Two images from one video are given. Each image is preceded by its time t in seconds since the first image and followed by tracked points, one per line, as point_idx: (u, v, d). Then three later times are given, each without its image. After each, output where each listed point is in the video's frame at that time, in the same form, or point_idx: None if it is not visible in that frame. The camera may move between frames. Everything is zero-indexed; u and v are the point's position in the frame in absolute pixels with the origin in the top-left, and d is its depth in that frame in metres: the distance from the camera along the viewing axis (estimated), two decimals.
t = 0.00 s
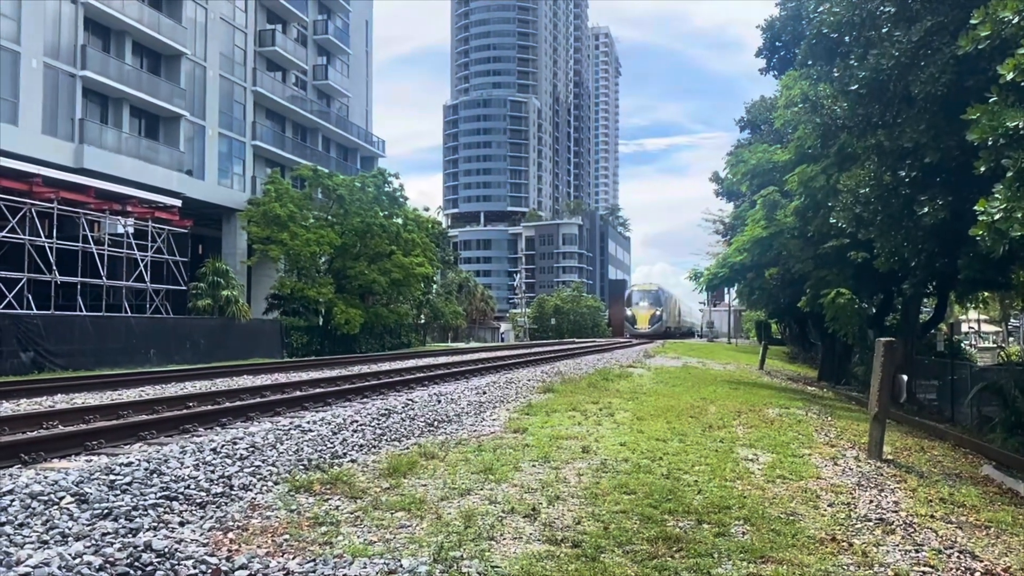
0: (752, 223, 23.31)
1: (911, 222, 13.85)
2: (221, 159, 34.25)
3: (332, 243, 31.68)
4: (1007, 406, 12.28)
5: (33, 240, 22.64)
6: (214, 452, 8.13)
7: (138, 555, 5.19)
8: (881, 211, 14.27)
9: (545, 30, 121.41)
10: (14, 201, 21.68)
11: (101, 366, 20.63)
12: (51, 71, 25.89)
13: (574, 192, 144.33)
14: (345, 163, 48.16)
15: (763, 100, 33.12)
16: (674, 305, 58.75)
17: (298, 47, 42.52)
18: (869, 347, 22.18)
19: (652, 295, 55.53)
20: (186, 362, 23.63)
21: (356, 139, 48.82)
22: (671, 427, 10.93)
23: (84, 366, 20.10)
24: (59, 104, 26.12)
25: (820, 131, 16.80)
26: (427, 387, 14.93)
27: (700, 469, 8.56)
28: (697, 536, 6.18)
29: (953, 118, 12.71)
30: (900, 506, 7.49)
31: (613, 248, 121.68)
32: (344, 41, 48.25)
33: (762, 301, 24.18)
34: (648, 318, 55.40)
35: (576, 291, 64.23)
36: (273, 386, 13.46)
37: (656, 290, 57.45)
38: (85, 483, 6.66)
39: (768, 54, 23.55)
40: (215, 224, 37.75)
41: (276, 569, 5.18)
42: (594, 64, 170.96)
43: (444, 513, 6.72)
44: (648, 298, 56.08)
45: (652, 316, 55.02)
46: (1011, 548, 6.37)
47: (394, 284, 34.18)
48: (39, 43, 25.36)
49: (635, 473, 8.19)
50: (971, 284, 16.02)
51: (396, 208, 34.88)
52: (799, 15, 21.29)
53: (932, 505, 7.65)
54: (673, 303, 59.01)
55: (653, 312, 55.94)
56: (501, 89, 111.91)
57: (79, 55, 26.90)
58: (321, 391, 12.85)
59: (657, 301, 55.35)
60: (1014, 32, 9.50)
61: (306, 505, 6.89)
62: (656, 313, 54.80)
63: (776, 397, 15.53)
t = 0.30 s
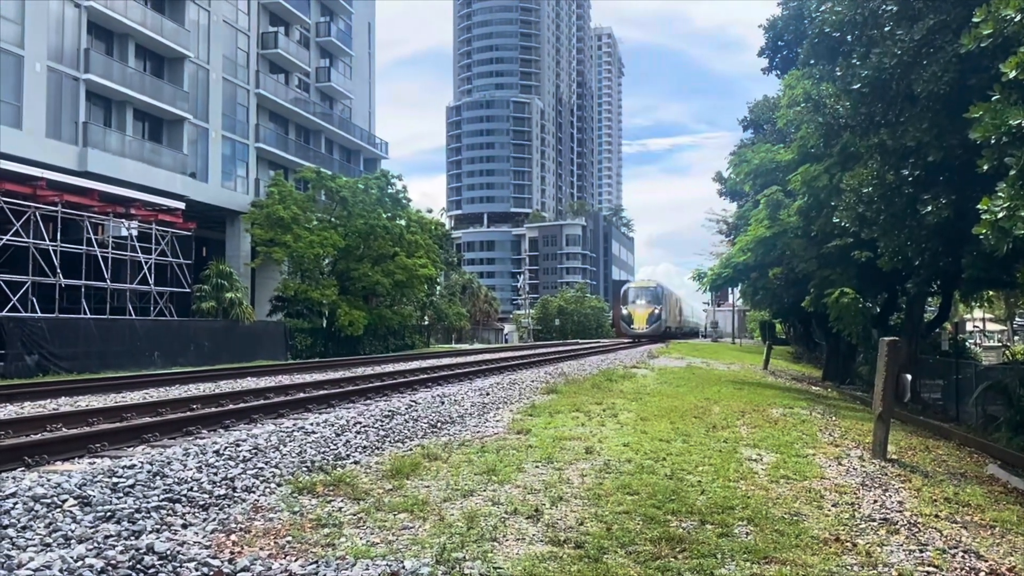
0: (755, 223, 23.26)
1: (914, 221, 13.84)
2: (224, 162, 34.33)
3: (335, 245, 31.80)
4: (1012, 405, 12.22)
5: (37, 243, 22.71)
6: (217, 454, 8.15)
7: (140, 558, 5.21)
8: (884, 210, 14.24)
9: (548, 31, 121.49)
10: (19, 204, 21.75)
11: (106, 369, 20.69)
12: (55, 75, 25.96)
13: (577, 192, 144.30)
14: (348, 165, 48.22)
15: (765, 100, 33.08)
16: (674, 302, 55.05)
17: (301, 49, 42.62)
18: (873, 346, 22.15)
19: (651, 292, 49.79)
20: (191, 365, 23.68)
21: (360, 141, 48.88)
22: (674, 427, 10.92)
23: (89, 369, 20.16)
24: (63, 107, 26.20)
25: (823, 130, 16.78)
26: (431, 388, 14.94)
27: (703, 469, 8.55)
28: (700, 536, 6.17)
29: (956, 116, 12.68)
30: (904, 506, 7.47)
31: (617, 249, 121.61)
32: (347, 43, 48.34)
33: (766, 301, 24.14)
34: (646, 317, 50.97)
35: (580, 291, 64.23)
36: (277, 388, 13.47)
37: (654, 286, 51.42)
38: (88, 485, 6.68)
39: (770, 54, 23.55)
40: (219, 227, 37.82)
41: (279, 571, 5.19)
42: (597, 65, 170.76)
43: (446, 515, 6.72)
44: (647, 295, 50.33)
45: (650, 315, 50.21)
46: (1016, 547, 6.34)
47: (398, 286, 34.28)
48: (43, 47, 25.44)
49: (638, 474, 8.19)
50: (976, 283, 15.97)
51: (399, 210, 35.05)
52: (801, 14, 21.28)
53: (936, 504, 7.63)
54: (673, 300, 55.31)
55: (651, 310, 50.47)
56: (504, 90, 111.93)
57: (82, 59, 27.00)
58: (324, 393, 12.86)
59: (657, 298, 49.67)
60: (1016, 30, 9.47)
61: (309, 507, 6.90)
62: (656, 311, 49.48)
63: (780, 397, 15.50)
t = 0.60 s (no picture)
0: (760, 223, 23.22)
1: (918, 221, 13.83)
2: (229, 165, 34.42)
3: (340, 247, 31.89)
4: (1019, 406, 12.19)
5: (43, 247, 22.77)
6: (224, 457, 8.18)
7: (148, 561, 5.23)
8: (889, 211, 14.22)
9: (551, 33, 121.58)
10: (25, 208, 21.83)
11: (112, 372, 20.74)
12: (60, 79, 26.06)
13: (581, 194, 144.31)
14: (352, 167, 48.31)
15: (769, 100, 33.07)
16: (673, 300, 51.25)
17: (305, 52, 42.72)
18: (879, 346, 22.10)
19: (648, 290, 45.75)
20: (196, 368, 23.72)
21: (364, 143, 48.96)
22: (679, 428, 10.91)
23: (95, 372, 20.22)
24: (69, 111, 26.30)
25: (827, 130, 16.77)
26: (436, 390, 14.96)
27: (709, 471, 8.55)
28: (706, 538, 6.17)
29: (960, 116, 12.66)
30: (911, 507, 7.46)
31: (621, 249, 121.58)
32: (350, 46, 48.42)
33: (771, 302, 24.10)
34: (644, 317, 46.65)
35: (584, 292, 64.20)
36: (283, 391, 13.50)
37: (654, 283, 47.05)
38: (96, 489, 6.70)
39: (774, 55, 23.58)
40: (224, 230, 37.89)
41: (286, 574, 5.21)
42: (601, 65, 170.48)
43: (453, 517, 6.73)
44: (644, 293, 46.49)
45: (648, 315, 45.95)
46: None
47: (403, 287, 34.35)
48: (49, 52, 25.54)
49: (644, 476, 8.19)
50: (981, 283, 15.94)
51: (404, 212, 35.17)
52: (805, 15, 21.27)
53: (943, 505, 7.61)
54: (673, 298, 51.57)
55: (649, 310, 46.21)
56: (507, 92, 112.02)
57: (88, 63, 27.11)
58: (329, 395, 12.87)
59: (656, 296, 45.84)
60: (1021, 30, 9.46)
61: (316, 509, 6.92)
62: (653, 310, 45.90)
63: (786, 397, 15.49)
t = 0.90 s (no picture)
0: (765, 224, 23.15)
1: (924, 221, 13.80)
2: (234, 167, 34.51)
3: (345, 249, 31.93)
4: None
5: (50, 250, 22.86)
6: (229, 459, 8.20)
7: (153, 564, 5.24)
8: (895, 211, 14.16)
9: (556, 33, 121.55)
10: (31, 211, 21.92)
11: (119, 374, 20.81)
12: (66, 83, 26.18)
13: (587, 194, 144.20)
14: (358, 169, 48.39)
15: (774, 100, 33.02)
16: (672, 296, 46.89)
17: (310, 54, 42.82)
18: (885, 346, 22.01)
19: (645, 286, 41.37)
20: (202, 370, 23.77)
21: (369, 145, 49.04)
22: (685, 430, 10.87)
23: (102, 374, 20.28)
24: (75, 114, 26.40)
25: (833, 130, 16.78)
26: (441, 392, 14.97)
27: (714, 472, 8.52)
28: (711, 539, 6.15)
29: (966, 115, 12.62)
30: (917, 508, 7.42)
31: (628, 249, 121.44)
32: (355, 48, 48.52)
33: (776, 302, 24.02)
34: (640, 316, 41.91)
35: (590, 293, 64.12)
36: (288, 393, 13.51)
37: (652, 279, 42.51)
38: (101, 492, 6.73)
39: (778, 55, 23.56)
40: (230, 232, 37.96)
41: None
42: (606, 66, 170.20)
43: (457, 519, 6.73)
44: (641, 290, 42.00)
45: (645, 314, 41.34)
46: None
47: (408, 289, 34.37)
48: (54, 55, 25.65)
49: (649, 477, 8.17)
50: (988, 283, 15.87)
51: (409, 214, 35.21)
52: (809, 15, 21.22)
53: (949, 506, 7.57)
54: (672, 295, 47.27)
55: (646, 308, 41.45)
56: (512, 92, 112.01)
57: (93, 66, 27.21)
58: (334, 397, 12.89)
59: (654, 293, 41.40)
60: None
61: (321, 511, 6.92)
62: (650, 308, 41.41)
63: (791, 398, 15.45)
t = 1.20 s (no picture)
0: (772, 223, 23.07)
1: (931, 220, 13.77)
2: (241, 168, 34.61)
3: (351, 249, 31.97)
4: None
5: (57, 251, 22.94)
6: (237, 459, 8.22)
7: (162, 564, 5.26)
8: (902, 210, 14.12)
9: (562, 33, 121.47)
10: (39, 213, 22.01)
11: (126, 375, 20.90)
12: (74, 85, 26.30)
13: (593, 193, 144.10)
14: (364, 170, 48.50)
15: (780, 99, 32.96)
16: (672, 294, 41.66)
17: (316, 55, 42.94)
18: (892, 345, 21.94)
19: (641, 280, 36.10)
20: (209, 370, 23.83)
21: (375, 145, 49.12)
22: (692, 430, 10.84)
23: (110, 375, 20.37)
24: (82, 116, 26.52)
25: (839, 129, 16.77)
26: (447, 392, 14.97)
27: (721, 472, 8.51)
28: (718, 539, 6.14)
29: (973, 113, 12.57)
30: (925, 507, 7.40)
31: (634, 249, 121.36)
32: (361, 48, 48.64)
33: (783, 301, 23.95)
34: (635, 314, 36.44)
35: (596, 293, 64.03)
36: (295, 393, 13.53)
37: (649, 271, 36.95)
38: (110, 492, 6.75)
39: (784, 54, 23.65)
40: (237, 233, 38.06)
41: None
42: (612, 66, 169.81)
43: (464, 519, 6.74)
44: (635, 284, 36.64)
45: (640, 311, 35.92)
46: None
47: (414, 289, 34.41)
48: (61, 57, 25.76)
49: (656, 477, 8.15)
50: (996, 282, 15.80)
51: (415, 214, 35.25)
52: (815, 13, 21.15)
53: (957, 506, 7.54)
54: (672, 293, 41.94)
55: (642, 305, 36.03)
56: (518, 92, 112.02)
57: (100, 68, 27.31)
58: (341, 398, 12.91)
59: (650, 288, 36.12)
60: None
61: (328, 512, 6.95)
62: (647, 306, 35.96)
63: (798, 397, 15.42)
